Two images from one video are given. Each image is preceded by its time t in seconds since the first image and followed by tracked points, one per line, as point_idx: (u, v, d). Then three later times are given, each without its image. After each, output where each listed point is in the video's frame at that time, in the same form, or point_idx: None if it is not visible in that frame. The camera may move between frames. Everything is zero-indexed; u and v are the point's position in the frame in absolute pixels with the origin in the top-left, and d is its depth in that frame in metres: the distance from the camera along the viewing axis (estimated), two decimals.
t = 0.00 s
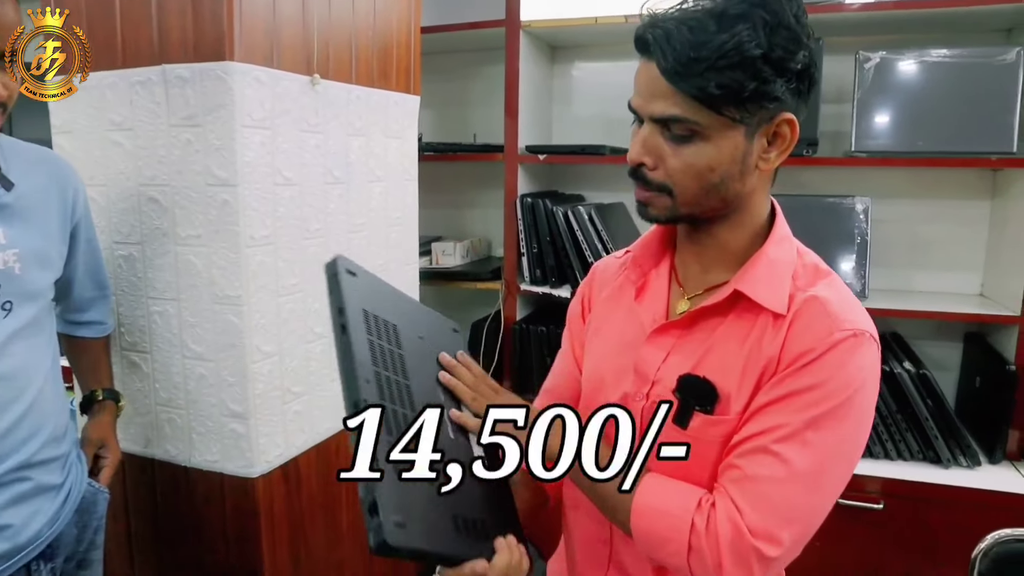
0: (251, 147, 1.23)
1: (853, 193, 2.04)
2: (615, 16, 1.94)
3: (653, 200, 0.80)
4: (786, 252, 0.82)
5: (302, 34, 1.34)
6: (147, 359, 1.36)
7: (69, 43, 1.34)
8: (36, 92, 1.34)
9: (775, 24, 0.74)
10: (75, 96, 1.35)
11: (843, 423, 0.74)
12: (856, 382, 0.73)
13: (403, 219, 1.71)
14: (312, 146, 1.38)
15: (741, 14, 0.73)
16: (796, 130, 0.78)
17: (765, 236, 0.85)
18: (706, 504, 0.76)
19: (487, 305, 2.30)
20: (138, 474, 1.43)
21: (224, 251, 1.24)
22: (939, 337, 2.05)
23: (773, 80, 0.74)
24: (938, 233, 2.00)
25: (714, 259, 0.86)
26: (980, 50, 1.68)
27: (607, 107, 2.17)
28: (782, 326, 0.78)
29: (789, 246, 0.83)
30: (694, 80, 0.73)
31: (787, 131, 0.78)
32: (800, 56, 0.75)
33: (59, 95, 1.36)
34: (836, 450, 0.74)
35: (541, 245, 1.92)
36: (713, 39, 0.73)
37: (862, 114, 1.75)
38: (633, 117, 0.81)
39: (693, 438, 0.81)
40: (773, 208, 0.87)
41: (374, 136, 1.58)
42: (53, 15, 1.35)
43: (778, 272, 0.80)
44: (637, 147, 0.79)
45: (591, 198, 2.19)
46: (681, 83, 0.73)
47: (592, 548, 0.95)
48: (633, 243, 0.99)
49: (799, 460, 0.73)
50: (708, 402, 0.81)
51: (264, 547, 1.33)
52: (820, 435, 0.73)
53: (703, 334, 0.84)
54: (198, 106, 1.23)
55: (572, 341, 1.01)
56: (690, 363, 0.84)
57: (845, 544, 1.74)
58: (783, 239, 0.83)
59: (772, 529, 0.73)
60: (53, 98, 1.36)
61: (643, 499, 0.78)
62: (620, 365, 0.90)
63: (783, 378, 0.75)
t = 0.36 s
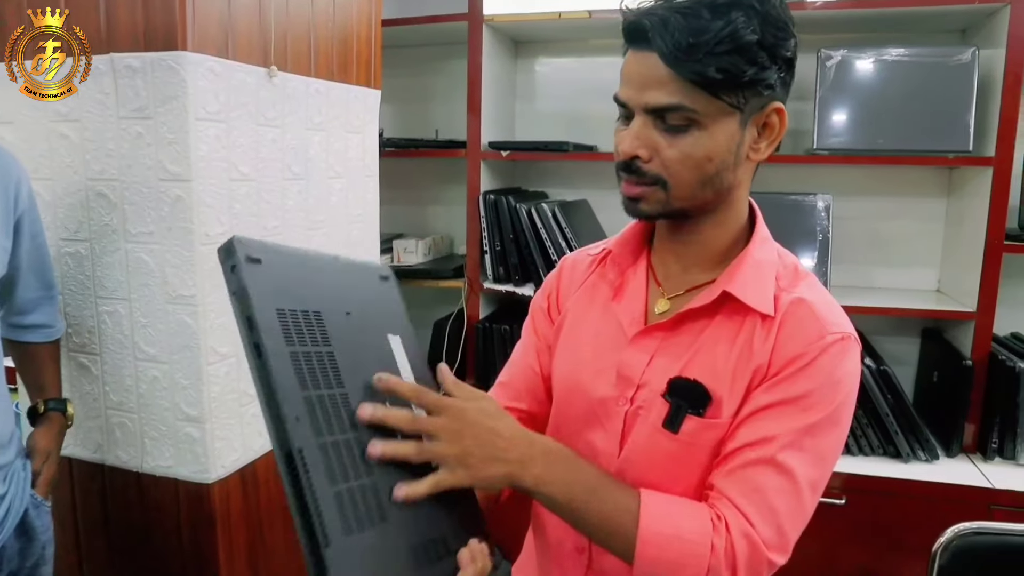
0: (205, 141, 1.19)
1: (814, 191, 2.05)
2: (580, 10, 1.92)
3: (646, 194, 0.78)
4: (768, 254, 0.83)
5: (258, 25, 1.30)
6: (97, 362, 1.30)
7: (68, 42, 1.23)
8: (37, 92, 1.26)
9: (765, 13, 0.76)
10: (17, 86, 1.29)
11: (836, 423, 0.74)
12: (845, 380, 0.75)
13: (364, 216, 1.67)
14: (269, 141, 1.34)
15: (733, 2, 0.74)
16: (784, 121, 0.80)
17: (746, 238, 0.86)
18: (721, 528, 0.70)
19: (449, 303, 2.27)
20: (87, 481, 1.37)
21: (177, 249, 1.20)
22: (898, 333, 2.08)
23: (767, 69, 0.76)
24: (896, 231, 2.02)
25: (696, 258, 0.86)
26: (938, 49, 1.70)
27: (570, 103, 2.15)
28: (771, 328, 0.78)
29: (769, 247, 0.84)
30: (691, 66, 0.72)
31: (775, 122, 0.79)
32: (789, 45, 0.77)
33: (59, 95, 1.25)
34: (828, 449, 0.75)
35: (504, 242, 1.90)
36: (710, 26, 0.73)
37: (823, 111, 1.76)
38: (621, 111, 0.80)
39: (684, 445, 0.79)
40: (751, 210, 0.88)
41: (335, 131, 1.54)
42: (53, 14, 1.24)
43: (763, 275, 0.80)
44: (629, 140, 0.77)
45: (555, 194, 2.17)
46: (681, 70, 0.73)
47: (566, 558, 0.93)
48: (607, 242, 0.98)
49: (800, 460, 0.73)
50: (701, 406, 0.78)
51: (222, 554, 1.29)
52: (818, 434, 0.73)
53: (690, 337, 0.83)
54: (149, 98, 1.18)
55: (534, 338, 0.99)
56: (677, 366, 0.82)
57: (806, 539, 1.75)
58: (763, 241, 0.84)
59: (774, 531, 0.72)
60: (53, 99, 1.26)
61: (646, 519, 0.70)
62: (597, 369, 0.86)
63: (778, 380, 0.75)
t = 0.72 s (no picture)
0: (175, 141, 1.17)
1: (788, 193, 2.07)
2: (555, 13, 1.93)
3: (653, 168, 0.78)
4: (727, 254, 0.83)
5: (230, 24, 1.28)
6: (65, 366, 1.28)
7: (69, 43, 1.19)
8: (37, 91, 1.21)
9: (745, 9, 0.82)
10: None
11: (795, 432, 0.74)
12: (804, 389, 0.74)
13: (339, 218, 1.66)
14: (241, 142, 1.33)
15: None
16: (749, 114, 0.86)
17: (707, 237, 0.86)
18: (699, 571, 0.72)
19: (425, 305, 2.26)
20: (55, 488, 1.34)
21: (147, 250, 1.18)
22: (870, 334, 2.10)
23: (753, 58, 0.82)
24: (868, 233, 2.05)
25: (659, 254, 0.86)
26: (907, 55, 1.72)
27: (546, 105, 2.16)
28: (728, 333, 0.77)
29: (728, 246, 0.84)
30: (704, 37, 0.77)
31: (742, 115, 0.85)
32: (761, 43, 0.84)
33: (60, 96, 1.20)
34: (789, 460, 0.75)
35: (480, 245, 1.89)
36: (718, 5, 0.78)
37: (796, 115, 1.78)
38: (618, 89, 0.81)
39: (645, 449, 0.80)
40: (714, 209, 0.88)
41: (308, 132, 1.53)
42: (53, 14, 1.19)
43: (721, 275, 0.79)
44: (639, 110, 0.78)
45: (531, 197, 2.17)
46: (694, 41, 0.77)
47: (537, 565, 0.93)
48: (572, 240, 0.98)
49: (762, 474, 0.73)
50: (660, 411, 0.79)
51: (195, 560, 1.28)
52: (778, 447, 0.73)
53: (650, 339, 0.83)
54: (119, 98, 1.16)
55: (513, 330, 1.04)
56: (637, 370, 0.82)
57: (782, 540, 1.77)
58: (722, 240, 0.84)
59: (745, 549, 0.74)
60: (53, 100, 1.21)
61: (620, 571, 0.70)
62: (563, 369, 0.88)
63: (737, 392, 0.74)
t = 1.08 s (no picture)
0: (157, 140, 1.17)
1: (770, 192, 2.08)
2: (537, 13, 1.93)
3: (644, 187, 0.78)
4: (711, 255, 0.82)
5: (213, 24, 1.28)
6: (47, 367, 1.27)
7: (69, 43, 1.17)
8: (37, 92, 1.19)
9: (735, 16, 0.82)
10: None
11: (786, 440, 0.75)
12: (792, 396, 0.73)
13: (323, 217, 1.66)
14: (224, 141, 1.33)
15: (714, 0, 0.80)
16: (736, 115, 0.85)
17: (692, 237, 0.87)
18: None
19: (410, 305, 2.26)
20: (36, 489, 1.33)
21: (129, 250, 1.18)
22: (851, 331, 2.12)
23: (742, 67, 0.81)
24: (849, 231, 2.07)
25: (642, 255, 0.87)
26: (886, 55, 1.74)
27: (529, 106, 2.17)
28: (714, 338, 0.77)
29: (713, 248, 0.84)
30: (700, 52, 0.76)
31: (729, 116, 0.84)
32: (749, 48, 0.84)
33: (59, 96, 1.18)
34: (780, 463, 0.76)
35: (464, 244, 1.90)
36: (709, 18, 0.77)
37: (778, 115, 1.80)
38: (608, 101, 0.80)
39: (634, 453, 0.80)
40: (698, 208, 0.88)
41: (293, 132, 1.53)
42: (53, 14, 1.18)
43: (704, 278, 0.79)
44: (631, 128, 0.77)
45: (515, 196, 2.17)
46: (688, 56, 0.76)
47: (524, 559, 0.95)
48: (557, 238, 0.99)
49: (755, 481, 0.74)
50: (648, 417, 0.79)
51: (178, 561, 1.27)
52: (768, 452, 0.74)
53: (635, 343, 0.83)
54: (101, 97, 1.16)
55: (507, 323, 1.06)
56: (623, 375, 0.82)
57: (765, 537, 1.78)
58: (708, 241, 0.85)
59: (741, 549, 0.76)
60: (52, 100, 1.19)
61: None
62: (549, 372, 0.88)
63: (724, 403, 0.74)
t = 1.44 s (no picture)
0: (137, 138, 1.17)
1: (749, 191, 2.10)
2: (519, 12, 1.94)
3: (617, 216, 0.77)
4: (692, 249, 0.83)
5: (192, 21, 1.28)
6: (26, 365, 1.27)
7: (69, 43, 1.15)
8: (37, 92, 1.17)
9: (708, 23, 0.76)
10: None
11: (756, 432, 0.75)
12: (761, 389, 0.74)
13: (305, 216, 1.66)
14: (205, 138, 1.33)
15: (685, 16, 0.74)
16: (722, 118, 0.81)
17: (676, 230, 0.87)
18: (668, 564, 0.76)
19: (392, 303, 2.27)
20: (14, 488, 1.33)
21: (108, 247, 1.18)
22: (829, 330, 2.15)
23: (716, 80, 0.77)
24: (827, 231, 2.09)
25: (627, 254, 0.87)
26: (864, 56, 1.76)
27: (511, 105, 2.17)
28: (685, 328, 0.78)
29: (695, 242, 0.84)
30: (663, 90, 0.72)
31: (714, 122, 0.80)
32: (728, 49, 0.79)
33: (60, 96, 1.17)
34: (750, 457, 0.76)
35: (446, 242, 1.90)
36: (672, 47, 0.72)
37: (757, 116, 1.81)
38: (576, 132, 0.77)
39: (602, 438, 0.81)
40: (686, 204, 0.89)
41: (273, 131, 1.53)
42: (53, 14, 1.16)
43: (680, 269, 0.80)
44: (599, 164, 0.75)
45: (497, 195, 2.18)
46: (652, 93, 0.72)
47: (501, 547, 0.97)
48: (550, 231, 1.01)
49: (726, 472, 0.75)
50: (616, 401, 0.80)
51: (158, 558, 1.27)
52: (739, 444, 0.74)
53: (611, 332, 0.84)
54: (79, 94, 1.15)
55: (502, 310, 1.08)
56: (596, 360, 0.83)
57: (745, 533, 1.80)
58: (691, 235, 0.85)
59: (712, 540, 0.77)
60: (53, 100, 1.17)
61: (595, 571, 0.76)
62: (529, 357, 0.90)
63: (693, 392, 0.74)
